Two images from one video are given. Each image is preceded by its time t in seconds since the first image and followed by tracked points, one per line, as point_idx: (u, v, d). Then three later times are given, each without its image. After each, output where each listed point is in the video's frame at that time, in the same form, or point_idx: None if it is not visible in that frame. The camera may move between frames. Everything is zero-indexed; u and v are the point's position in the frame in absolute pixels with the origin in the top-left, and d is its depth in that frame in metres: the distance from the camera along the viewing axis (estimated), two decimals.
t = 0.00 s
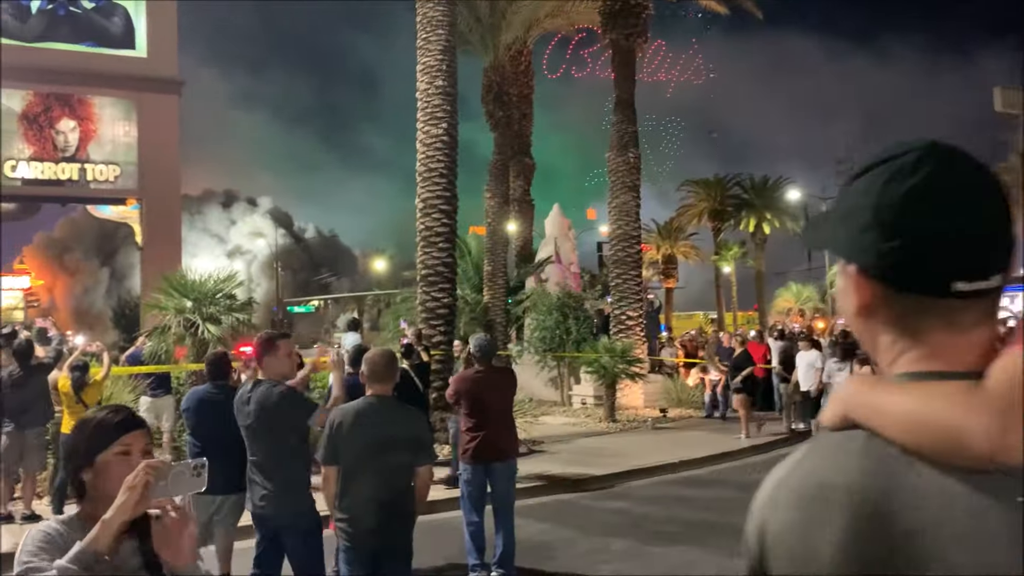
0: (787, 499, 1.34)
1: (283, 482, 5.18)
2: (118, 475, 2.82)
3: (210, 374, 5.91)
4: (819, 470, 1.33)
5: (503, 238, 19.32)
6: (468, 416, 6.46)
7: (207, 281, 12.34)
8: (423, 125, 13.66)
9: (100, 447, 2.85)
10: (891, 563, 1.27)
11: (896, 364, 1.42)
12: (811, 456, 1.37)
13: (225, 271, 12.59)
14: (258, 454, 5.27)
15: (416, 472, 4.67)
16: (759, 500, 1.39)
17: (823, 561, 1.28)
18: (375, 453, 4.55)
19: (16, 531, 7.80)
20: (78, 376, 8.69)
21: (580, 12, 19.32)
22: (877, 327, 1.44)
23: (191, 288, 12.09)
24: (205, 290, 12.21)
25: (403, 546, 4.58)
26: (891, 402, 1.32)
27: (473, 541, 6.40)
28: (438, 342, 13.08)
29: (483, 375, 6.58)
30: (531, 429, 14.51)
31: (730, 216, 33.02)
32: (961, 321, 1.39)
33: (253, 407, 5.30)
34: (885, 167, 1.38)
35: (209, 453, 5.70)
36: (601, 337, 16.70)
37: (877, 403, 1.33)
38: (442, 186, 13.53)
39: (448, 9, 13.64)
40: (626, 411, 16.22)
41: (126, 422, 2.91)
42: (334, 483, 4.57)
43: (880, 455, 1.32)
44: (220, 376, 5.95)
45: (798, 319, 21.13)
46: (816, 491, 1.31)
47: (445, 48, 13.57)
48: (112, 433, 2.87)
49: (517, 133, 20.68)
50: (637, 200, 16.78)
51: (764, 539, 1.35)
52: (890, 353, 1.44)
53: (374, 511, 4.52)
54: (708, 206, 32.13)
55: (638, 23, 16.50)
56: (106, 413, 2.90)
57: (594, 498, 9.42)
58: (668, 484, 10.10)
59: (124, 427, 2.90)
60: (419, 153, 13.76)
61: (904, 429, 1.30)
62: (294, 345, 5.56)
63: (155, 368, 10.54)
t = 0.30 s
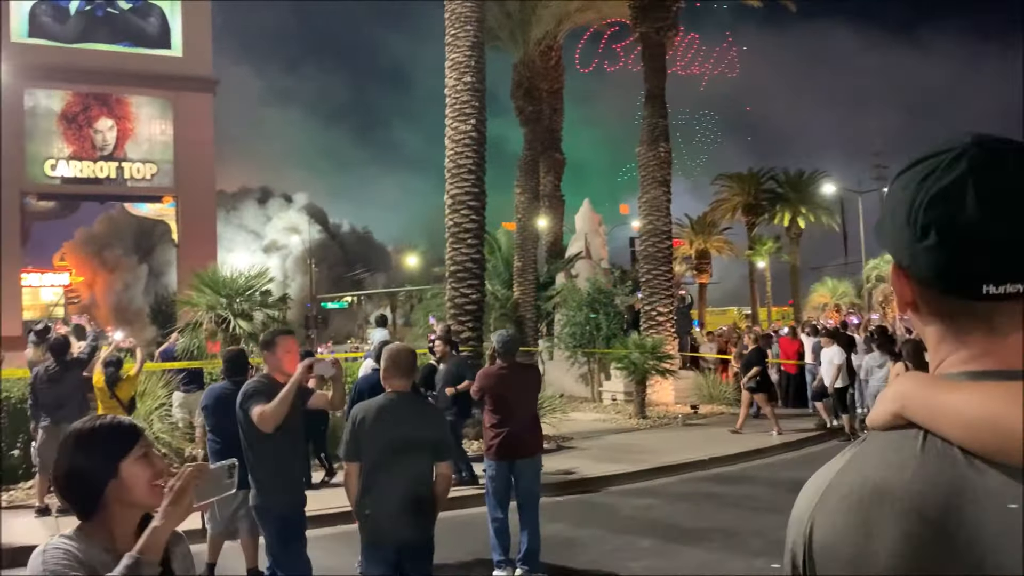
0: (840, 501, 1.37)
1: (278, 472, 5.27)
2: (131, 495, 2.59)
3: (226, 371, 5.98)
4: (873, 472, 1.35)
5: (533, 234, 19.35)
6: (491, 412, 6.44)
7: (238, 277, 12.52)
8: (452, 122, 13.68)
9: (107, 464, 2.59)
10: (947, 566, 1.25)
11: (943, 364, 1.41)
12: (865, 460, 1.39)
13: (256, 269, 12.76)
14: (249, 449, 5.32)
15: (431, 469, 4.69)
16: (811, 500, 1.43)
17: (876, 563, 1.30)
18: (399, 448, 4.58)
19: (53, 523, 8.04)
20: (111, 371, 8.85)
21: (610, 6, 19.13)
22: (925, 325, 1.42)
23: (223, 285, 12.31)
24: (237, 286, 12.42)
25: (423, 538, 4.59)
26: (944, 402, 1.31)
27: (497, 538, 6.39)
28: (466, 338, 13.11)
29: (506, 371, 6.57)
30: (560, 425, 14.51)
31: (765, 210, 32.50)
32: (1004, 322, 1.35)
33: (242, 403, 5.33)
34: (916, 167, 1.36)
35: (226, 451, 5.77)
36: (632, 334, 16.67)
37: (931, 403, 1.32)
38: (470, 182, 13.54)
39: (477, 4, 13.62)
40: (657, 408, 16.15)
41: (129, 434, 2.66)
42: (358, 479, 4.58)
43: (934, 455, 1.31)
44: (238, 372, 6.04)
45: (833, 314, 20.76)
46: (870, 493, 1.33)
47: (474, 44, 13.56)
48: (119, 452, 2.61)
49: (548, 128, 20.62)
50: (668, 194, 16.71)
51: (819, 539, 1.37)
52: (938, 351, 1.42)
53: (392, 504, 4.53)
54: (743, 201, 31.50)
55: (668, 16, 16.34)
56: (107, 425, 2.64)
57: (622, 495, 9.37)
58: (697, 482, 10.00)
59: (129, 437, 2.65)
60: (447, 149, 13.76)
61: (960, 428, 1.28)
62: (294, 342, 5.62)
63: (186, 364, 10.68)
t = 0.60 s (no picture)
0: (858, 482, 1.45)
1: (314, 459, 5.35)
2: (198, 484, 2.39)
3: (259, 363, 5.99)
4: (888, 455, 1.44)
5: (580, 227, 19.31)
6: (535, 405, 6.43)
7: (289, 271, 12.75)
8: (498, 115, 13.67)
9: (173, 456, 2.34)
10: (950, 553, 1.35)
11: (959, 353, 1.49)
12: (882, 442, 1.47)
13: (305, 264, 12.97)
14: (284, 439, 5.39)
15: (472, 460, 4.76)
16: (834, 480, 1.52)
17: (887, 548, 1.39)
18: (438, 439, 4.59)
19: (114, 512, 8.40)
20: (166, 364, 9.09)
21: None
22: (943, 310, 1.49)
23: (275, 278, 12.56)
24: (288, 280, 12.64)
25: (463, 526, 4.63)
26: (955, 391, 1.38)
27: (540, 530, 6.41)
28: (513, 332, 13.16)
29: (549, 363, 6.53)
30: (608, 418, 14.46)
31: (820, 200, 31.80)
32: (1009, 314, 1.43)
33: (272, 396, 5.46)
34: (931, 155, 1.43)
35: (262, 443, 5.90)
36: (682, 326, 16.57)
37: (939, 390, 1.40)
38: (516, 175, 13.55)
39: None
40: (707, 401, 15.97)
41: (189, 419, 2.42)
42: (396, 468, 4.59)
43: (943, 439, 1.39)
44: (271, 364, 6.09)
45: (891, 306, 20.20)
46: (887, 474, 1.42)
47: (520, 36, 13.54)
48: (187, 440, 2.37)
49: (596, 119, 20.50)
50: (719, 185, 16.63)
51: (836, 515, 1.47)
52: (955, 341, 1.50)
53: (433, 490, 4.56)
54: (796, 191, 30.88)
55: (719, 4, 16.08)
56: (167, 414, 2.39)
57: (669, 489, 9.28)
58: (747, 476, 9.88)
59: (191, 424, 2.41)
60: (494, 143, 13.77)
61: (968, 420, 1.35)
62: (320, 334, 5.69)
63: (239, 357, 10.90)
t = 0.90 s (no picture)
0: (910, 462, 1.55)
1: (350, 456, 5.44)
2: (259, 483, 2.24)
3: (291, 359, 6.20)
4: (937, 436, 1.53)
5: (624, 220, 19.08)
6: (577, 400, 6.39)
7: (333, 267, 12.86)
8: (539, 108, 13.61)
9: (236, 452, 2.19)
10: (992, 534, 1.44)
11: None
12: (933, 425, 1.56)
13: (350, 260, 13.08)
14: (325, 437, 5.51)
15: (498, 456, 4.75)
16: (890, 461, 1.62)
17: (932, 527, 1.50)
18: (461, 438, 4.59)
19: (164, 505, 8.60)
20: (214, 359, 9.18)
21: None
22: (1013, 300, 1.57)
23: (319, 274, 12.68)
24: (332, 276, 12.72)
25: (490, 518, 4.59)
26: (1004, 376, 1.46)
27: (584, 525, 6.38)
28: (556, 326, 13.10)
29: (589, 357, 6.49)
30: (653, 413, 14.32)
31: (869, 190, 31.02)
32: None
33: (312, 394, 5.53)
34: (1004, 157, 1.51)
35: (298, 436, 5.92)
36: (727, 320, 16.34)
37: (994, 372, 1.47)
38: (557, 169, 13.49)
39: None
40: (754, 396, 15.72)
41: (246, 415, 2.27)
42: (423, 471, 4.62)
43: (995, 420, 1.47)
44: (303, 359, 6.28)
45: (944, 300, 19.66)
46: (933, 455, 1.51)
47: (561, 29, 13.49)
48: (248, 438, 2.21)
49: (638, 111, 20.27)
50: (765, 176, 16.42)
51: (890, 489, 1.59)
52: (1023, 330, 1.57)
53: (463, 478, 4.57)
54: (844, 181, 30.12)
55: None
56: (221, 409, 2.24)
57: (714, 485, 9.14)
58: (795, 472, 9.69)
59: (245, 417, 2.27)
60: (535, 136, 13.71)
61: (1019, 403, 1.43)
62: (356, 331, 5.72)
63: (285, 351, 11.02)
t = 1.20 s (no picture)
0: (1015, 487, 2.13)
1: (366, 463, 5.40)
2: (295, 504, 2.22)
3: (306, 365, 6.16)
4: None
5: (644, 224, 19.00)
6: (599, 407, 6.35)
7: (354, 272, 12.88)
8: (559, 112, 13.60)
9: (282, 475, 2.18)
10: None
11: None
12: None
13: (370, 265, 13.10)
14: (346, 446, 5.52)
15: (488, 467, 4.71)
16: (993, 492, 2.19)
17: None
18: (452, 449, 4.55)
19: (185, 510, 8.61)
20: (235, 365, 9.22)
21: None
22: None
23: (339, 279, 12.69)
24: (353, 281, 12.74)
25: (487, 525, 4.62)
26: None
27: (607, 534, 6.33)
28: (576, 331, 13.03)
29: (612, 363, 6.43)
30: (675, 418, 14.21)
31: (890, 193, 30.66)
32: None
33: (331, 404, 5.54)
34: None
35: (319, 443, 5.91)
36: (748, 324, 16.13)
37: None
38: (578, 173, 13.45)
39: None
40: (776, 400, 15.58)
41: (283, 430, 2.28)
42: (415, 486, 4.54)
43: None
44: (317, 366, 6.21)
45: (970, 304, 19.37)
46: None
47: (581, 33, 13.44)
48: (284, 457, 2.21)
49: (658, 114, 20.18)
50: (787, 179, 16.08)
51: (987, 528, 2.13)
52: None
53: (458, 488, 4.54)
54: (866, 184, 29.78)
55: None
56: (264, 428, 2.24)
57: (739, 492, 9.05)
58: (821, 479, 9.57)
59: (285, 439, 2.26)
60: (556, 141, 13.68)
61: None
62: (376, 338, 5.68)
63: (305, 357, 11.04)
